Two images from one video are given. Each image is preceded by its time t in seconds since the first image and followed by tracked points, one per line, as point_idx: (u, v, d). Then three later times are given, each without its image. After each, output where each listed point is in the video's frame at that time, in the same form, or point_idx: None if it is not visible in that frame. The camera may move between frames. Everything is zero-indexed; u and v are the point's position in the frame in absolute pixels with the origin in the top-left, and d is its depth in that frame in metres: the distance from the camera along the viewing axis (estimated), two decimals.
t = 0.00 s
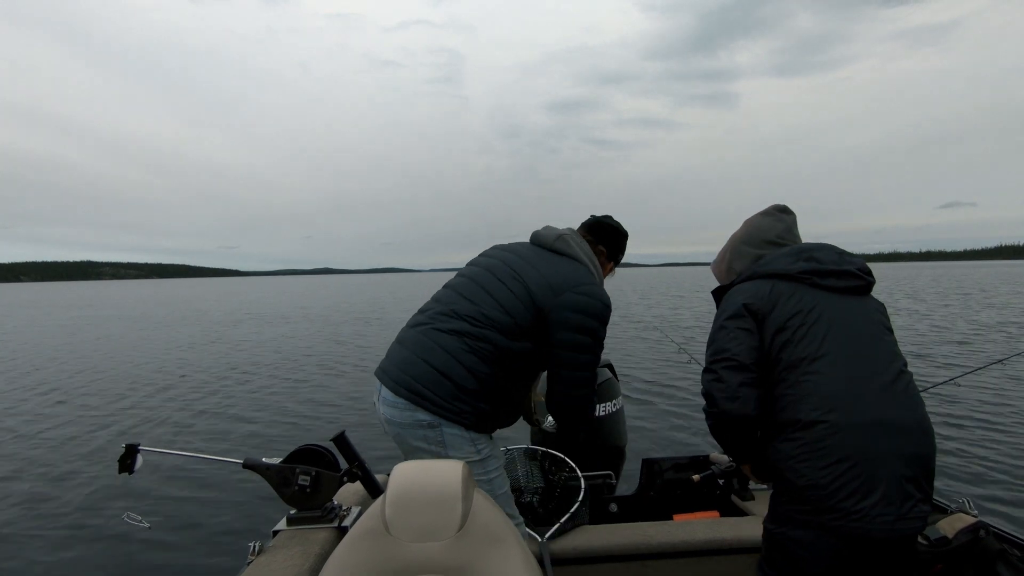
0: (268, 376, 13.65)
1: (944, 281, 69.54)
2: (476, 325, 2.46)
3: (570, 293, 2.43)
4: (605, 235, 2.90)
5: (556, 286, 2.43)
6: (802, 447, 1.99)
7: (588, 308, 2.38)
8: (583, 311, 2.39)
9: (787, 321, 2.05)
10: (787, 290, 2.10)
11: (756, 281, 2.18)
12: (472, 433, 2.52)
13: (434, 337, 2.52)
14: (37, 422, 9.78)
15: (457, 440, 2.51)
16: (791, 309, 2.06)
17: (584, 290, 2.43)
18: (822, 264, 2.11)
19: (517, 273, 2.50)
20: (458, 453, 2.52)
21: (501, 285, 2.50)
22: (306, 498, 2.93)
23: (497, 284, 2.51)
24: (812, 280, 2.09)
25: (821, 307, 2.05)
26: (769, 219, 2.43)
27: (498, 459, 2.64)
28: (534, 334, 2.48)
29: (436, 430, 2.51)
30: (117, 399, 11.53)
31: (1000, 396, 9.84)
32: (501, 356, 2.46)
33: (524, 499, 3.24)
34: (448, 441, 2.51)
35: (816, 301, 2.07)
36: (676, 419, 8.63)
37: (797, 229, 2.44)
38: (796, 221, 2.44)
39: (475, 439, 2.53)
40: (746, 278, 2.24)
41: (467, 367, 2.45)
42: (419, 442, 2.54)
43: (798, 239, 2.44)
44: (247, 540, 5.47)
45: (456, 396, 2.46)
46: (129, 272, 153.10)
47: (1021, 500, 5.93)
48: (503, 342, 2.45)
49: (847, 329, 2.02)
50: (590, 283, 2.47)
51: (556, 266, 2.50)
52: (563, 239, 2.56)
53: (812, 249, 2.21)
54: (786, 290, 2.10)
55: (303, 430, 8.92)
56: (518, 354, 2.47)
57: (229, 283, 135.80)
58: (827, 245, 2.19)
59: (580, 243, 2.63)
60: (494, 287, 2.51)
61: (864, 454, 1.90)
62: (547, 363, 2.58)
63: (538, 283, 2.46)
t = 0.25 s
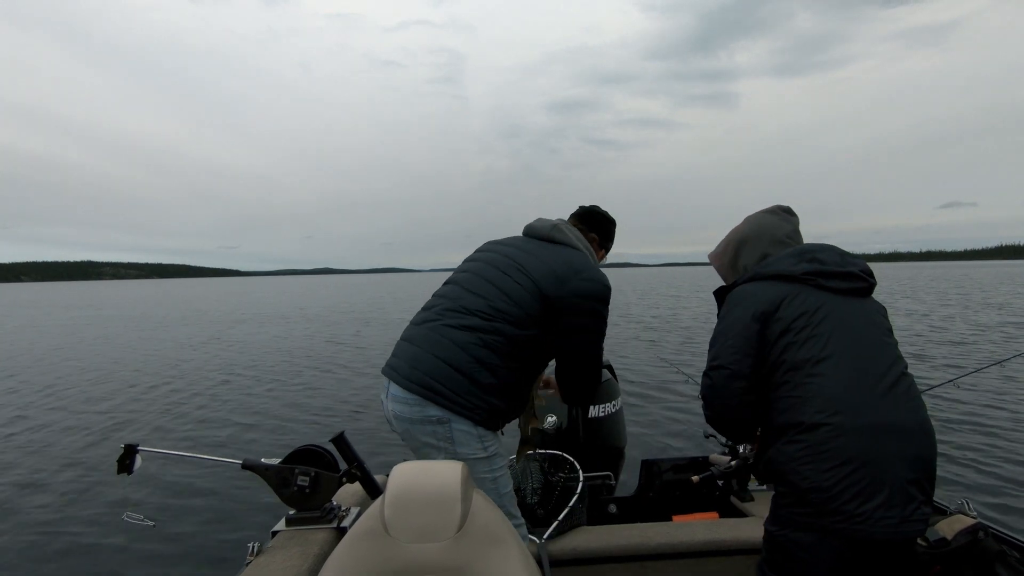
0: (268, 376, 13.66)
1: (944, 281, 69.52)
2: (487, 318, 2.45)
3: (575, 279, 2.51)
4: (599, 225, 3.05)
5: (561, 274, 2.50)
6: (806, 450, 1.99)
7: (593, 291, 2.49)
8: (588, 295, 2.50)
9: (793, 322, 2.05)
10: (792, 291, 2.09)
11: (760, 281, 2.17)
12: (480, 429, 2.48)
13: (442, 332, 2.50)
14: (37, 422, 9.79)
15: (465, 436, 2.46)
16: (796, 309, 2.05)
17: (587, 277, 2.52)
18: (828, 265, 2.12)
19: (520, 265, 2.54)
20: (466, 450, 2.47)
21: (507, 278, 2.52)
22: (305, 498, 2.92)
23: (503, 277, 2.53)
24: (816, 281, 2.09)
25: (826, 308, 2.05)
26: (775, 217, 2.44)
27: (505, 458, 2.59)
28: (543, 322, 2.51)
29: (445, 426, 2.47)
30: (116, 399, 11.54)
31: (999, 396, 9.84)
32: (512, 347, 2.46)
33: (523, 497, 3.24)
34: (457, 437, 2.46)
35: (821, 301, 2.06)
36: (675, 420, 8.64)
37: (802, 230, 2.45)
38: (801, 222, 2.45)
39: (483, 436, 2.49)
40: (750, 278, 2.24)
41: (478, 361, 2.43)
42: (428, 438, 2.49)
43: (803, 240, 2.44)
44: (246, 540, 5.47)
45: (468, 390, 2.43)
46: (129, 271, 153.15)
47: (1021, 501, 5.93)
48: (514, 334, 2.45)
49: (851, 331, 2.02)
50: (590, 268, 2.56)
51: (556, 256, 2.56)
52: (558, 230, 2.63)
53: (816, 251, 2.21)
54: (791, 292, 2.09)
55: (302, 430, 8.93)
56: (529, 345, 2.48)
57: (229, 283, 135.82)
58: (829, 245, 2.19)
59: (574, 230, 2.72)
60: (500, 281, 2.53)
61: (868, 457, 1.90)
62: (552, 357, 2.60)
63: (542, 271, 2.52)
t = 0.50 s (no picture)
0: (267, 376, 13.66)
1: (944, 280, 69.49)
2: (491, 311, 2.45)
3: (572, 267, 2.55)
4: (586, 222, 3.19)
5: (558, 262, 2.53)
6: (808, 453, 1.99)
7: (591, 276, 2.54)
8: (586, 281, 2.54)
9: (799, 321, 2.03)
10: (798, 289, 2.06)
11: (763, 279, 2.14)
12: (486, 425, 2.47)
13: (443, 329, 2.49)
14: (37, 422, 9.79)
15: (470, 431, 2.45)
16: (802, 309, 2.03)
17: (582, 263, 2.56)
18: (831, 263, 2.10)
19: (518, 257, 2.55)
20: (470, 445, 2.45)
21: (507, 271, 2.52)
22: (304, 498, 2.92)
23: (503, 271, 2.53)
24: (822, 280, 2.07)
25: (832, 309, 2.03)
26: (772, 203, 2.44)
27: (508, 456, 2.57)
28: (545, 313, 2.53)
29: (451, 421, 2.44)
30: (116, 399, 11.54)
31: (1000, 397, 9.82)
32: (515, 340, 2.46)
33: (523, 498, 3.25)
34: (462, 432, 2.45)
35: (828, 301, 2.05)
36: (675, 419, 8.63)
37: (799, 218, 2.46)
38: (797, 211, 2.46)
39: (487, 433, 2.48)
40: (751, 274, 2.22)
41: (484, 355, 2.42)
42: (433, 433, 2.47)
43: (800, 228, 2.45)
44: (245, 540, 5.46)
45: (476, 384, 2.41)
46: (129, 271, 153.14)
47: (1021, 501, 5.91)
48: (518, 326, 2.46)
49: (857, 333, 2.01)
50: (583, 256, 2.61)
51: (550, 245, 2.59)
52: (550, 223, 2.67)
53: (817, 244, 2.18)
54: (797, 291, 2.06)
55: (302, 430, 8.92)
56: (532, 335, 2.50)
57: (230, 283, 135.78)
58: (832, 240, 2.17)
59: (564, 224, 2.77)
60: (499, 274, 2.53)
61: (872, 461, 1.91)
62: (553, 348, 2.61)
63: (541, 262, 2.54)
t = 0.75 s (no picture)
0: (268, 376, 13.66)
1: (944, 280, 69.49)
2: (491, 308, 2.46)
3: (569, 262, 2.55)
4: (578, 217, 3.19)
5: (555, 257, 2.54)
6: (797, 462, 2.05)
7: (589, 270, 2.54)
8: (584, 277, 2.55)
9: (796, 329, 2.04)
10: (795, 296, 2.06)
11: (762, 282, 2.10)
12: (486, 422, 2.47)
13: (444, 326, 2.49)
14: (38, 422, 9.80)
15: (470, 428, 2.45)
16: (800, 318, 2.04)
17: (579, 258, 2.57)
18: (828, 265, 2.08)
19: (517, 254, 2.55)
20: (471, 442, 2.45)
21: (507, 268, 2.52)
22: (304, 498, 2.92)
23: (502, 268, 2.53)
24: (820, 286, 2.05)
25: (829, 319, 2.04)
26: (756, 181, 2.36)
27: (507, 454, 2.58)
28: (544, 310, 2.53)
29: (451, 418, 2.44)
30: (116, 399, 11.53)
31: (1000, 397, 9.82)
32: (515, 337, 2.47)
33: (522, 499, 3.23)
34: (462, 429, 2.45)
35: (825, 310, 2.05)
36: (675, 420, 8.63)
37: (785, 193, 2.39)
38: (783, 186, 2.39)
39: (486, 430, 2.48)
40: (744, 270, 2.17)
41: (484, 353, 2.43)
42: (433, 429, 2.46)
43: (786, 205, 2.38)
44: (245, 540, 5.46)
45: (476, 382, 2.42)
46: (129, 272, 153.15)
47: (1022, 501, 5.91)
48: (517, 322, 2.47)
49: (850, 342, 2.05)
50: (580, 251, 2.62)
51: (547, 242, 2.60)
52: (546, 221, 2.70)
53: (812, 237, 2.14)
54: (796, 298, 2.06)
55: (302, 430, 8.92)
56: (531, 331, 2.50)
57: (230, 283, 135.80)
58: (829, 238, 2.15)
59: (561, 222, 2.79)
60: (499, 271, 2.53)
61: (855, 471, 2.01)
62: (551, 344, 2.62)
63: (539, 258, 2.54)
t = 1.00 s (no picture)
0: (268, 377, 13.67)
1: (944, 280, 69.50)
2: (493, 305, 2.46)
3: (569, 259, 2.55)
4: (580, 219, 3.20)
5: (556, 255, 2.55)
6: (794, 458, 2.07)
7: (590, 268, 2.55)
8: (585, 274, 2.54)
9: (790, 328, 2.05)
10: (788, 296, 2.06)
11: (755, 283, 2.10)
12: (490, 420, 2.47)
13: (447, 323, 2.50)
14: (39, 422, 9.81)
15: (473, 426, 2.44)
16: (794, 318, 2.05)
17: (580, 256, 2.57)
18: (819, 264, 2.09)
19: (519, 252, 2.56)
20: (473, 440, 2.45)
21: (508, 266, 2.53)
22: (305, 499, 2.93)
23: (504, 266, 2.54)
24: (812, 286, 2.06)
25: (823, 318, 2.06)
26: (744, 179, 2.37)
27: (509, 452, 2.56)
28: (545, 308, 2.53)
29: (454, 415, 2.44)
30: (117, 399, 11.54)
31: (1001, 396, 9.83)
32: (518, 335, 2.47)
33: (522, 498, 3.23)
34: (465, 427, 2.44)
35: (817, 310, 2.07)
36: (676, 419, 8.64)
37: (776, 190, 2.40)
38: (773, 182, 2.39)
39: (490, 428, 2.47)
40: (738, 269, 2.17)
41: (487, 350, 2.43)
42: (437, 426, 2.46)
43: (777, 202, 2.39)
44: (246, 541, 5.47)
45: (479, 380, 2.42)
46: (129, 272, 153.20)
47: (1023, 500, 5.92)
48: (520, 319, 2.47)
49: (842, 339, 2.07)
50: (582, 249, 2.62)
51: (547, 240, 2.61)
52: (547, 220, 2.70)
53: (800, 237, 2.15)
54: (789, 298, 2.06)
55: (303, 430, 8.93)
56: (534, 329, 2.50)
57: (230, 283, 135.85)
58: (819, 236, 2.16)
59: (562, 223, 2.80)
60: (501, 269, 2.54)
61: (851, 464, 2.05)
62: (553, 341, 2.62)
63: (539, 257, 2.55)
